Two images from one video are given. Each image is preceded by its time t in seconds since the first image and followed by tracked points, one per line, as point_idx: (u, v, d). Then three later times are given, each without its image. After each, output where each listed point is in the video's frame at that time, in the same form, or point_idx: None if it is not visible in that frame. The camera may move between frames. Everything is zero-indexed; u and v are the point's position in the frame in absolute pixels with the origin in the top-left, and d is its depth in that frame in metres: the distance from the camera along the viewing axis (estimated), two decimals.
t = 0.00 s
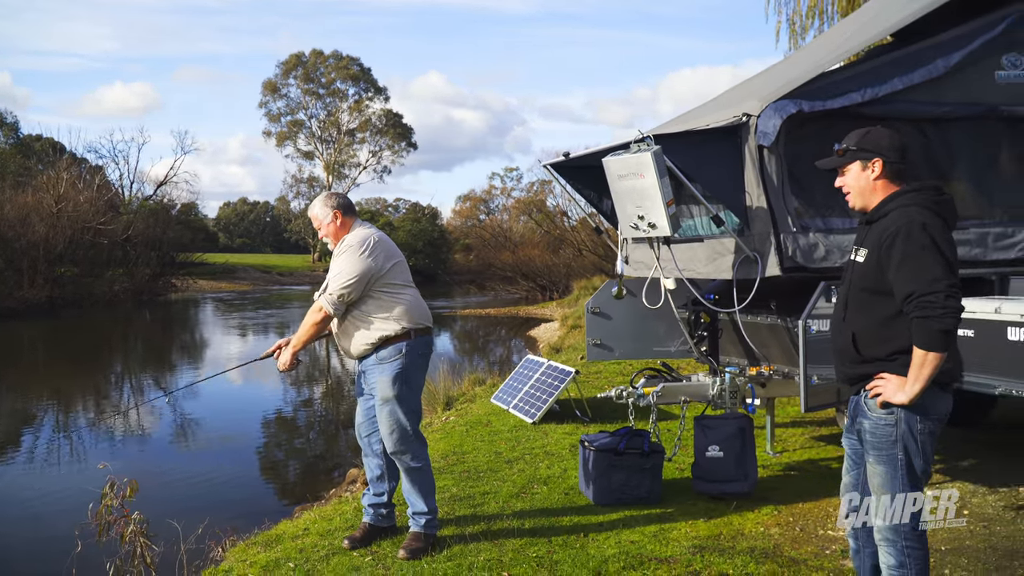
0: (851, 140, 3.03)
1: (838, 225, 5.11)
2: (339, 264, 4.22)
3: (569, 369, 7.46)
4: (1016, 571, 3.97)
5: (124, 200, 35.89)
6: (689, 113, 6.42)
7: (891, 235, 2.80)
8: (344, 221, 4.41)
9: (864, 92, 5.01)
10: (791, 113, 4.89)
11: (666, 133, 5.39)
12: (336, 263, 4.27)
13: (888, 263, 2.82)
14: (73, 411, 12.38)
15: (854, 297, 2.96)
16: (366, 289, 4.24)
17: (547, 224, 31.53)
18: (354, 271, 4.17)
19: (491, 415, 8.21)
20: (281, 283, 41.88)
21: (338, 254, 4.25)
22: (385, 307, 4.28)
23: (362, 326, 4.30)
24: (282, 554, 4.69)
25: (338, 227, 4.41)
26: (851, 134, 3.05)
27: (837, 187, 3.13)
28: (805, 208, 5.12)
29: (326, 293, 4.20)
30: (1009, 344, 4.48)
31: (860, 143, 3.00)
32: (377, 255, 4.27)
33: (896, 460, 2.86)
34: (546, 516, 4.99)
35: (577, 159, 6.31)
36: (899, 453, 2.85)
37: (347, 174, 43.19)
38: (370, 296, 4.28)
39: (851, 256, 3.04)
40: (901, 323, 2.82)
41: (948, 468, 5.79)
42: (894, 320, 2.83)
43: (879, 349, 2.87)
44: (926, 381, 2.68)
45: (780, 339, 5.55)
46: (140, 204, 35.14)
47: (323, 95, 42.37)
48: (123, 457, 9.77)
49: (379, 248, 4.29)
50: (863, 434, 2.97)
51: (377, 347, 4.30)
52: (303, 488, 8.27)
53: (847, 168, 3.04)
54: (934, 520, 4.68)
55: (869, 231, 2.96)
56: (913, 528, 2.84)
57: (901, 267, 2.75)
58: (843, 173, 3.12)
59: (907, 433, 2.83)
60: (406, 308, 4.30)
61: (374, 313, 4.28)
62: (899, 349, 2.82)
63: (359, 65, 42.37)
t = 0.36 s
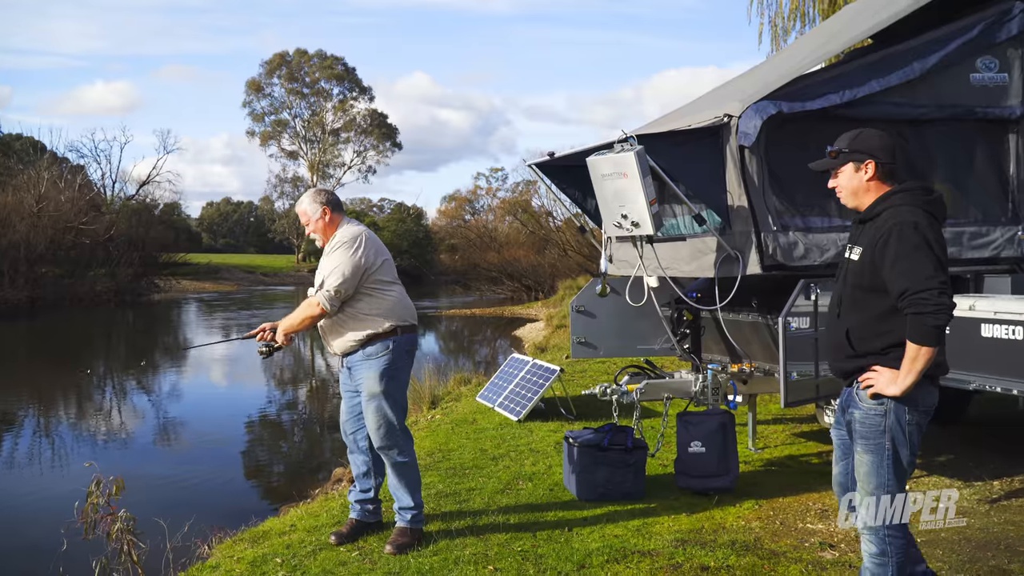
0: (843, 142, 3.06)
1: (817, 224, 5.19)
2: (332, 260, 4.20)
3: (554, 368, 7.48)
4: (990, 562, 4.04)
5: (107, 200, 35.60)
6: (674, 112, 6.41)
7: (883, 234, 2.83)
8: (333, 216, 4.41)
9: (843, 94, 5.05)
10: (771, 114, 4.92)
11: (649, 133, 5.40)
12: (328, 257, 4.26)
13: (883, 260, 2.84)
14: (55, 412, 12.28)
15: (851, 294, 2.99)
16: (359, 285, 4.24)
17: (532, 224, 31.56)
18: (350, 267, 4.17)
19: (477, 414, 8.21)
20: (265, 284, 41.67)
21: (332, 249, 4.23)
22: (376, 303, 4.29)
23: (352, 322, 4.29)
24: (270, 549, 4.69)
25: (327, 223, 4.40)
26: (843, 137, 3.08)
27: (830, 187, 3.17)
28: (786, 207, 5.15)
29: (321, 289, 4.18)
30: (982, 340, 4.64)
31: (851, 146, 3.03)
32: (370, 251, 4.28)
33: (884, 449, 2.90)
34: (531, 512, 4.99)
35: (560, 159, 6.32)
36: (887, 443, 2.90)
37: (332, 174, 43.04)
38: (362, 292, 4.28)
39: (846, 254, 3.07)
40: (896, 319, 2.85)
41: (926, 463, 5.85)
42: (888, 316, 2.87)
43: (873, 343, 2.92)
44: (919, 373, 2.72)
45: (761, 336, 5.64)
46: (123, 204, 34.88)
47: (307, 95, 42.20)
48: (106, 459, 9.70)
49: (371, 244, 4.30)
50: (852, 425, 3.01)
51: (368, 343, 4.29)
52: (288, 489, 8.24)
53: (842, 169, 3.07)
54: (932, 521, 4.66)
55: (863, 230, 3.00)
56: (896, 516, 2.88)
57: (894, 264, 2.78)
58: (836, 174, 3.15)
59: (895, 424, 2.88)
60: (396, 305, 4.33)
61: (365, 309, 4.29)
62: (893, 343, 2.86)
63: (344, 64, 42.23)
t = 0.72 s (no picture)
0: (850, 146, 3.09)
1: (794, 223, 5.24)
2: (325, 254, 4.20)
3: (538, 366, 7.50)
4: (962, 554, 4.12)
5: (87, 199, 35.27)
6: (656, 112, 6.46)
7: (891, 234, 2.88)
8: (321, 212, 4.42)
9: (820, 96, 5.14)
10: (750, 115, 4.98)
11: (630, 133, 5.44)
12: (319, 252, 4.26)
13: (890, 260, 2.89)
14: (35, 414, 12.17)
15: (854, 292, 3.02)
16: (351, 281, 4.26)
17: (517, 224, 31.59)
18: (346, 262, 4.18)
19: (460, 412, 8.22)
20: (248, 284, 41.43)
21: (326, 243, 4.23)
22: (364, 299, 4.30)
23: (340, 317, 4.27)
24: (254, 546, 4.67)
25: (315, 217, 4.41)
26: (849, 141, 3.11)
27: (833, 189, 3.21)
28: (763, 207, 5.20)
29: (316, 282, 4.17)
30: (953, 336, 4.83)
31: (859, 151, 3.06)
32: (361, 248, 4.30)
33: (881, 440, 2.96)
34: (513, 508, 5.00)
35: (542, 159, 6.35)
36: (885, 434, 2.96)
37: (315, 174, 42.86)
38: (351, 289, 4.29)
39: (847, 256, 3.11)
40: (900, 317, 2.91)
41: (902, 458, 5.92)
42: (893, 313, 2.92)
43: (878, 340, 2.96)
44: (927, 367, 2.79)
45: (740, 334, 5.70)
46: (104, 203, 34.56)
47: (290, 94, 42.00)
48: (86, 461, 9.62)
49: (361, 241, 4.33)
50: (853, 415, 3.06)
51: (355, 339, 4.28)
52: (272, 489, 8.20)
53: (847, 173, 3.10)
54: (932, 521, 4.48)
55: (865, 232, 3.04)
56: (890, 511, 2.97)
57: (904, 263, 2.83)
58: (839, 176, 3.19)
59: (895, 416, 2.94)
60: (384, 303, 4.36)
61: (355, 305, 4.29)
62: (899, 339, 2.92)
63: (327, 63, 42.06)
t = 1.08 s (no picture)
0: (846, 151, 3.22)
1: (766, 223, 5.28)
2: (316, 250, 4.22)
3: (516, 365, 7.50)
4: (924, 546, 4.20)
5: (65, 198, 34.91)
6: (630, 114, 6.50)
7: (889, 232, 3.02)
8: (306, 208, 4.45)
9: (791, 99, 5.22)
10: (722, 117, 5.03)
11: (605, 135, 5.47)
12: (307, 247, 4.28)
13: (889, 256, 3.02)
14: (11, 416, 12.04)
15: (854, 289, 3.15)
16: (340, 278, 4.28)
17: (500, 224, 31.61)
18: (338, 258, 4.22)
19: (440, 412, 8.21)
20: (229, 284, 41.17)
21: (317, 239, 4.25)
22: (346, 298, 4.31)
23: (320, 314, 4.26)
24: (230, 546, 4.65)
25: (299, 214, 4.43)
26: (845, 146, 3.24)
27: (827, 191, 3.35)
28: (736, 207, 5.23)
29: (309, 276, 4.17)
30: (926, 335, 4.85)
31: (856, 156, 3.19)
32: (348, 246, 4.35)
33: (875, 428, 3.07)
34: (489, 506, 5.00)
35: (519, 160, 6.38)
36: (879, 423, 3.07)
37: (297, 173, 42.63)
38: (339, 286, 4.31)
39: (844, 256, 3.25)
40: (900, 310, 3.02)
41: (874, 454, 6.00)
42: (892, 307, 3.04)
43: (879, 334, 3.07)
44: (929, 358, 2.89)
45: (714, 333, 5.70)
46: (82, 202, 34.22)
47: (272, 92, 41.76)
48: (63, 462, 9.53)
49: (347, 240, 4.37)
50: (850, 402, 3.16)
51: (334, 338, 4.28)
52: (251, 490, 8.17)
53: (843, 177, 3.24)
54: (931, 521, 4.54)
55: (860, 233, 3.18)
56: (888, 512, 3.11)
57: (903, 258, 2.96)
58: (834, 179, 3.32)
59: (892, 406, 3.05)
60: (367, 303, 4.40)
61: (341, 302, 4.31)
62: (899, 332, 3.03)
63: (309, 62, 41.84)
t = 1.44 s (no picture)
0: (856, 153, 3.31)
1: (733, 225, 5.33)
2: (299, 249, 4.23)
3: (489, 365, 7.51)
4: (884, 540, 4.27)
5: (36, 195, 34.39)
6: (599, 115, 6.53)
7: (885, 234, 3.14)
8: (279, 208, 4.44)
9: (757, 102, 5.27)
10: (689, 121, 5.06)
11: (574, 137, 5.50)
12: (286, 247, 4.27)
13: (883, 257, 3.14)
14: None
15: (849, 287, 3.28)
16: (319, 277, 4.31)
17: (478, 224, 31.62)
18: (319, 258, 4.26)
19: (413, 412, 8.20)
20: (204, 283, 40.79)
21: (298, 237, 4.27)
22: (323, 299, 4.33)
23: (298, 313, 4.27)
24: (197, 547, 4.62)
25: (273, 212, 4.41)
26: (855, 147, 3.33)
27: (832, 188, 3.46)
28: (703, 208, 5.28)
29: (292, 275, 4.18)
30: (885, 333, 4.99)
31: (865, 158, 3.29)
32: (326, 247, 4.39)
33: (881, 432, 3.19)
34: (459, 506, 5.01)
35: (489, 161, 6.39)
36: (885, 426, 3.19)
37: (273, 171, 42.30)
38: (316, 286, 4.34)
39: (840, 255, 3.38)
40: (891, 311, 3.17)
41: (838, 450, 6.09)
42: (885, 307, 3.18)
43: (869, 334, 3.21)
44: (915, 358, 3.03)
45: (682, 333, 5.74)
46: (53, 200, 33.74)
47: (247, 90, 41.40)
48: (31, 465, 9.39)
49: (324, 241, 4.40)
50: (850, 413, 3.29)
51: (312, 338, 4.29)
52: (223, 491, 8.11)
53: (849, 177, 3.35)
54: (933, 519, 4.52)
55: (858, 232, 3.30)
56: (905, 508, 3.17)
57: (897, 260, 3.09)
58: (839, 178, 3.43)
59: (891, 409, 3.17)
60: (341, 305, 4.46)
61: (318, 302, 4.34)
62: (889, 333, 3.17)
63: (285, 59, 41.53)
